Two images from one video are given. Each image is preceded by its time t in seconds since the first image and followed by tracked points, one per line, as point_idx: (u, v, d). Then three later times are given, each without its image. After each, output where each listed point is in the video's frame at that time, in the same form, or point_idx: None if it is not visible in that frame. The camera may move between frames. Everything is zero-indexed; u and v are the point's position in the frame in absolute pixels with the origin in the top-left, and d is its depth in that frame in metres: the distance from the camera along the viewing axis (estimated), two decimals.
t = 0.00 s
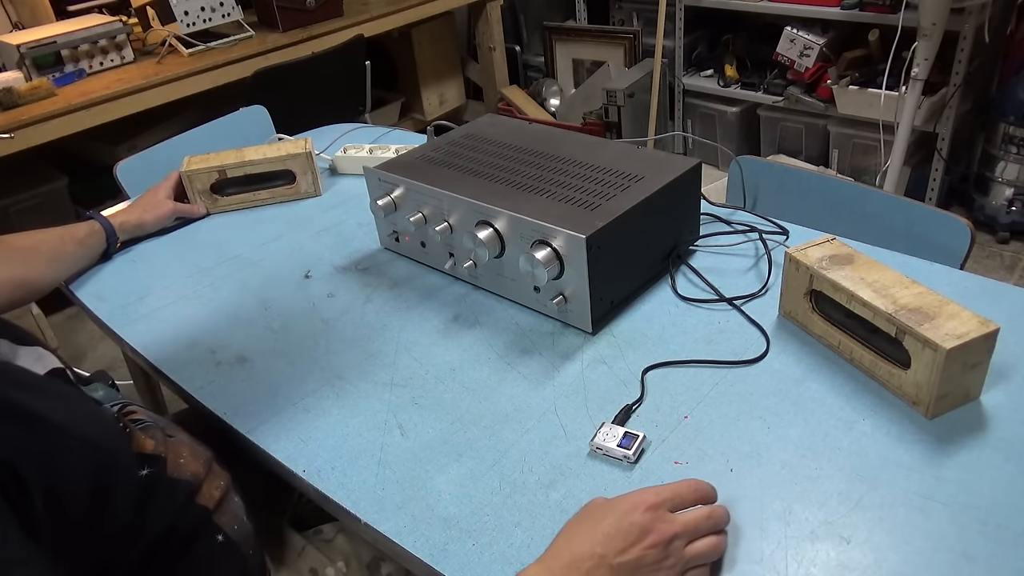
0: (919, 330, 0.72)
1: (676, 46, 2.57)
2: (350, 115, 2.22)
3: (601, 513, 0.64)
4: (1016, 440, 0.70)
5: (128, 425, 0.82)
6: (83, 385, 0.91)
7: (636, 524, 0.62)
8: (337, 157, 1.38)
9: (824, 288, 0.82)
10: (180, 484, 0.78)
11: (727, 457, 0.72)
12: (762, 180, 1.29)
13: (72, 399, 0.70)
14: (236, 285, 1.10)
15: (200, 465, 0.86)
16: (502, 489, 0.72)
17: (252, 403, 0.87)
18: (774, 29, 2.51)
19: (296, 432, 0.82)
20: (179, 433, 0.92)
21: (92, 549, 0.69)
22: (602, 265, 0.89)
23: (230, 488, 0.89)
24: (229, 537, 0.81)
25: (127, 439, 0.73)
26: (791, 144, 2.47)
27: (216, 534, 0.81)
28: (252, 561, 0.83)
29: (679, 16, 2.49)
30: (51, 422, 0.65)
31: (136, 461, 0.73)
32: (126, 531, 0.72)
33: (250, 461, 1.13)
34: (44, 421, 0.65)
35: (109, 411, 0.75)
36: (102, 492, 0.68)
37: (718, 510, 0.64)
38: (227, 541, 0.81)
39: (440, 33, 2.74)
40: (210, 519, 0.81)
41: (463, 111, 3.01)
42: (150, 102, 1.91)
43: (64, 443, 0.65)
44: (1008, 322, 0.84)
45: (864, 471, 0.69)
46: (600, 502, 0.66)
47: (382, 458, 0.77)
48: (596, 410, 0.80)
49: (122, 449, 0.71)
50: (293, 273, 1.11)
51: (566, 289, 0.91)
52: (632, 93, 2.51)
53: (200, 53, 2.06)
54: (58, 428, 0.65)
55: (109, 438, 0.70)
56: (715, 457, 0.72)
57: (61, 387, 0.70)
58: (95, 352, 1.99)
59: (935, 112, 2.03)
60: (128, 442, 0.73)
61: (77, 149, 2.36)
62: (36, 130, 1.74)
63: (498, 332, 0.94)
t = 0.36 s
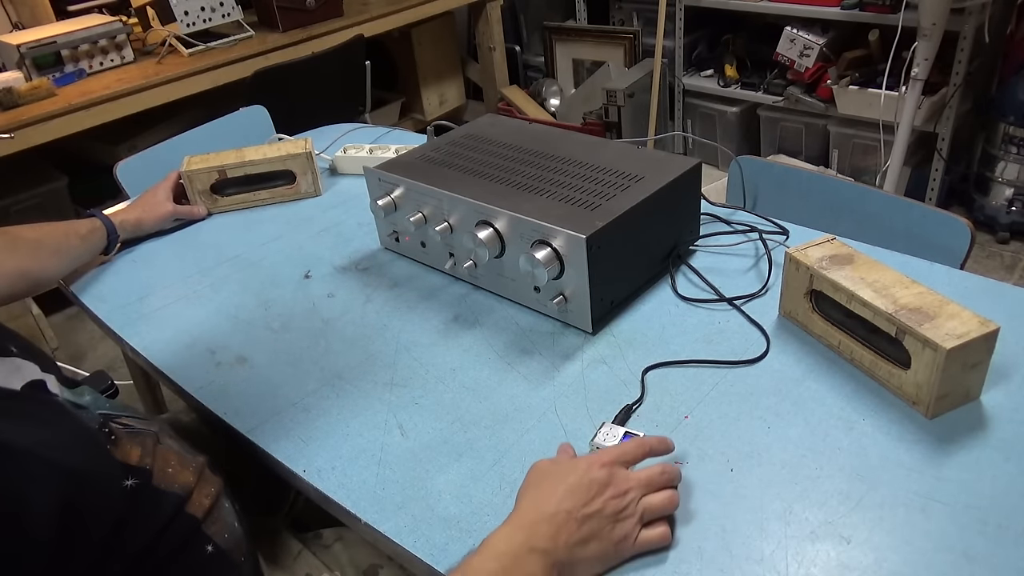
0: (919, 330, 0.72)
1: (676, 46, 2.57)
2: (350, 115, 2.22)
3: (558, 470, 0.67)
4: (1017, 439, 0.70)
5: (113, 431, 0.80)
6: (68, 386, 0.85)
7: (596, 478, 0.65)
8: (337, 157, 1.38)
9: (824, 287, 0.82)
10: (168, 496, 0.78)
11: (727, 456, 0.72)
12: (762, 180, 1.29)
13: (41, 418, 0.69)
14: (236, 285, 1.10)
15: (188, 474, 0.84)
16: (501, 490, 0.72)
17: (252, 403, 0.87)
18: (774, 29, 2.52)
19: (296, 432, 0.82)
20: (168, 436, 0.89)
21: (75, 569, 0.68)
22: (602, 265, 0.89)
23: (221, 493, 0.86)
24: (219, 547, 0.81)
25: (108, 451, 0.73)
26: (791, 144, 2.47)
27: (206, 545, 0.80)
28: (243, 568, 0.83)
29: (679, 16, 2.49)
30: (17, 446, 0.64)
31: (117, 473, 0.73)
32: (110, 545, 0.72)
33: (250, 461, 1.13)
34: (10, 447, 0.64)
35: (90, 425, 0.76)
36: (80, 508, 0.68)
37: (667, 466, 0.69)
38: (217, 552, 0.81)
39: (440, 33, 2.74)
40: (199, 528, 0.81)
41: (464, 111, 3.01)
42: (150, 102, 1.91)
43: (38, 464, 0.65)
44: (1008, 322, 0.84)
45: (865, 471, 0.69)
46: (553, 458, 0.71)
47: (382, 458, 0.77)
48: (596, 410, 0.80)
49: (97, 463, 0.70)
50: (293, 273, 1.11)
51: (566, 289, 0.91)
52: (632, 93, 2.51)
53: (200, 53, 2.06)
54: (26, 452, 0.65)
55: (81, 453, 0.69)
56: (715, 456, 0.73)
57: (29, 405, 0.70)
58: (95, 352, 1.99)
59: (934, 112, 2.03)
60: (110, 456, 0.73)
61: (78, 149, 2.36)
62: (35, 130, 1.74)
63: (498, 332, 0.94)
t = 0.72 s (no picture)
0: (919, 330, 0.72)
1: (676, 46, 2.57)
2: (350, 115, 2.22)
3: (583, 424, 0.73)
4: (1017, 439, 0.70)
5: (116, 429, 0.78)
6: (73, 377, 0.85)
7: (614, 422, 0.71)
8: (337, 157, 1.38)
9: (824, 287, 0.82)
10: (174, 499, 0.78)
11: (726, 456, 0.72)
12: (762, 180, 1.29)
13: (45, 413, 0.68)
14: (236, 285, 1.10)
15: (195, 475, 0.84)
16: (502, 490, 0.72)
17: (252, 404, 0.87)
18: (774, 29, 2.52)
19: (295, 432, 0.82)
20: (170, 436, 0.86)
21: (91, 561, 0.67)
22: (603, 265, 0.89)
23: (226, 497, 0.86)
24: (225, 551, 0.82)
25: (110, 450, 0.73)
26: (791, 144, 2.47)
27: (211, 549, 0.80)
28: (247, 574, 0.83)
29: (679, 16, 2.49)
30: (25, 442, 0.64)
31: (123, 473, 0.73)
32: (120, 545, 0.71)
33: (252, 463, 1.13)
34: (15, 442, 0.63)
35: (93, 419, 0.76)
36: (88, 505, 0.67)
37: (672, 410, 0.75)
38: (223, 555, 0.81)
39: (440, 34, 2.74)
40: (205, 532, 0.81)
41: (464, 111, 3.01)
42: (150, 102, 1.91)
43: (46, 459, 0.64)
44: (1008, 322, 0.84)
45: (865, 471, 0.69)
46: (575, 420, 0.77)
47: (382, 458, 0.77)
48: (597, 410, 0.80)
49: (104, 460, 0.70)
50: (293, 273, 1.11)
51: (566, 290, 0.91)
52: (632, 93, 2.51)
53: (200, 53, 2.06)
54: (32, 447, 0.64)
55: (89, 451, 0.69)
56: (714, 457, 0.72)
57: (37, 401, 0.69)
58: (95, 352, 1.99)
59: (934, 112, 2.03)
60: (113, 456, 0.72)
61: (77, 149, 2.37)
62: (35, 130, 1.74)
63: (498, 332, 0.94)
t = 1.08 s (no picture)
0: (918, 329, 0.72)
1: (676, 46, 2.57)
2: (350, 115, 2.22)
3: (643, 411, 0.71)
4: (1017, 439, 0.70)
5: (113, 432, 0.77)
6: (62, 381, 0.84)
7: (679, 423, 0.69)
8: (337, 157, 1.38)
9: (824, 287, 0.82)
10: (179, 495, 0.79)
11: (726, 456, 0.72)
12: (763, 180, 1.29)
13: (45, 412, 0.65)
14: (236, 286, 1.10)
15: (192, 472, 0.85)
16: (502, 489, 0.72)
17: (252, 404, 0.87)
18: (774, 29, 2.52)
19: (295, 432, 0.82)
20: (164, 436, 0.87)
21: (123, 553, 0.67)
22: (603, 265, 0.89)
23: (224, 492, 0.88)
24: (228, 544, 0.83)
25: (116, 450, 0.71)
26: (791, 144, 2.47)
27: (216, 542, 0.81)
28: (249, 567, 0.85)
29: (679, 16, 2.49)
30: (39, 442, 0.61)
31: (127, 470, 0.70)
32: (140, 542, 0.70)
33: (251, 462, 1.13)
34: (25, 442, 0.60)
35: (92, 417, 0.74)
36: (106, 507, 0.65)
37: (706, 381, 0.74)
38: (227, 549, 0.82)
39: (440, 34, 2.74)
40: (208, 526, 0.81)
41: (463, 111, 3.01)
42: (150, 102, 1.91)
43: (56, 458, 0.62)
44: (1008, 322, 0.84)
45: (865, 471, 0.69)
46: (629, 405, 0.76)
47: (382, 458, 0.77)
48: (596, 410, 0.80)
49: (111, 461, 0.68)
50: (293, 273, 1.11)
51: (566, 289, 0.91)
52: (633, 93, 2.51)
53: (200, 53, 2.06)
54: (42, 446, 0.61)
55: (100, 453, 0.67)
56: (714, 457, 0.73)
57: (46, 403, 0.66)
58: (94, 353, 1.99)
59: (935, 112, 2.03)
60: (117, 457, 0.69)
61: (77, 149, 2.36)
62: (35, 130, 1.74)
63: (498, 332, 0.94)
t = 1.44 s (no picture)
0: (918, 330, 0.72)
1: (676, 46, 2.57)
2: (350, 115, 2.22)
3: (642, 417, 0.71)
4: (1017, 439, 0.70)
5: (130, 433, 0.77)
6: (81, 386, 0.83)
7: (675, 433, 0.69)
8: (337, 157, 1.39)
9: (824, 287, 0.82)
10: (192, 505, 0.77)
11: (725, 457, 0.72)
12: (763, 180, 1.29)
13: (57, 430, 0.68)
14: (237, 286, 1.10)
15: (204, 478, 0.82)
16: (502, 489, 0.72)
17: (253, 405, 0.87)
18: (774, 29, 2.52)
19: (296, 432, 0.82)
20: (171, 441, 0.86)
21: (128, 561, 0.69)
22: (603, 265, 0.89)
23: (235, 493, 0.85)
24: (244, 546, 0.81)
25: (130, 456, 0.73)
26: (791, 144, 2.47)
27: (231, 544, 0.79)
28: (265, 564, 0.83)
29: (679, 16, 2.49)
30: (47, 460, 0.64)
31: (141, 476, 0.72)
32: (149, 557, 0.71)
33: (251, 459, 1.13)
34: (38, 461, 0.63)
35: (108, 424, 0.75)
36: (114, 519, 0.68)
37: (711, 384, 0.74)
38: (243, 551, 0.80)
39: (440, 33, 2.74)
40: (223, 531, 0.79)
41: (463, 111, 3.01)
42: (150, 102, 1.91)
43: (66, 473, 0.64)
44: (1008, 322, 0.84)
45: (865, 471, 0.69)
46: (631, 409, 0.76)
47: (382, 458, 0.77)
48: (596, 409, 0.80)
49: (123, 473, 0.70)
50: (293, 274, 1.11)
51: (566, 290, 0.91)
52: (633, 93, 2.51)
53: (200, 53, 2.06)
54: (55, 464, 0.64)
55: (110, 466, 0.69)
56: (713, 457, 0.73)
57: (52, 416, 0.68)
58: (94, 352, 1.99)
59: (935, 112, 2.03)
60: (132, 463, 0.72)
61: (77, 149, 2.36)
62: (35, 130, 1.74)
63: (497, 332, 0.94)
